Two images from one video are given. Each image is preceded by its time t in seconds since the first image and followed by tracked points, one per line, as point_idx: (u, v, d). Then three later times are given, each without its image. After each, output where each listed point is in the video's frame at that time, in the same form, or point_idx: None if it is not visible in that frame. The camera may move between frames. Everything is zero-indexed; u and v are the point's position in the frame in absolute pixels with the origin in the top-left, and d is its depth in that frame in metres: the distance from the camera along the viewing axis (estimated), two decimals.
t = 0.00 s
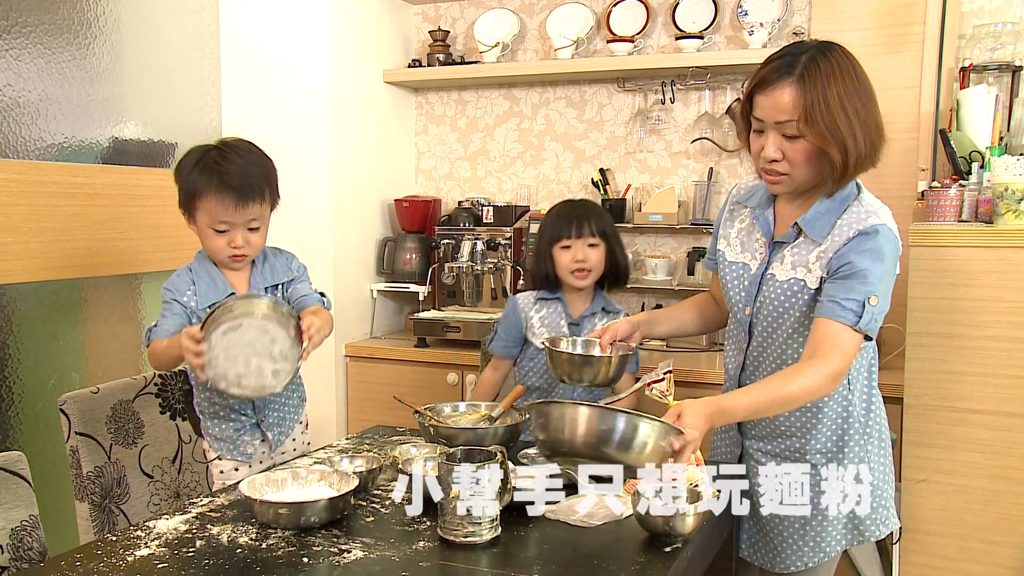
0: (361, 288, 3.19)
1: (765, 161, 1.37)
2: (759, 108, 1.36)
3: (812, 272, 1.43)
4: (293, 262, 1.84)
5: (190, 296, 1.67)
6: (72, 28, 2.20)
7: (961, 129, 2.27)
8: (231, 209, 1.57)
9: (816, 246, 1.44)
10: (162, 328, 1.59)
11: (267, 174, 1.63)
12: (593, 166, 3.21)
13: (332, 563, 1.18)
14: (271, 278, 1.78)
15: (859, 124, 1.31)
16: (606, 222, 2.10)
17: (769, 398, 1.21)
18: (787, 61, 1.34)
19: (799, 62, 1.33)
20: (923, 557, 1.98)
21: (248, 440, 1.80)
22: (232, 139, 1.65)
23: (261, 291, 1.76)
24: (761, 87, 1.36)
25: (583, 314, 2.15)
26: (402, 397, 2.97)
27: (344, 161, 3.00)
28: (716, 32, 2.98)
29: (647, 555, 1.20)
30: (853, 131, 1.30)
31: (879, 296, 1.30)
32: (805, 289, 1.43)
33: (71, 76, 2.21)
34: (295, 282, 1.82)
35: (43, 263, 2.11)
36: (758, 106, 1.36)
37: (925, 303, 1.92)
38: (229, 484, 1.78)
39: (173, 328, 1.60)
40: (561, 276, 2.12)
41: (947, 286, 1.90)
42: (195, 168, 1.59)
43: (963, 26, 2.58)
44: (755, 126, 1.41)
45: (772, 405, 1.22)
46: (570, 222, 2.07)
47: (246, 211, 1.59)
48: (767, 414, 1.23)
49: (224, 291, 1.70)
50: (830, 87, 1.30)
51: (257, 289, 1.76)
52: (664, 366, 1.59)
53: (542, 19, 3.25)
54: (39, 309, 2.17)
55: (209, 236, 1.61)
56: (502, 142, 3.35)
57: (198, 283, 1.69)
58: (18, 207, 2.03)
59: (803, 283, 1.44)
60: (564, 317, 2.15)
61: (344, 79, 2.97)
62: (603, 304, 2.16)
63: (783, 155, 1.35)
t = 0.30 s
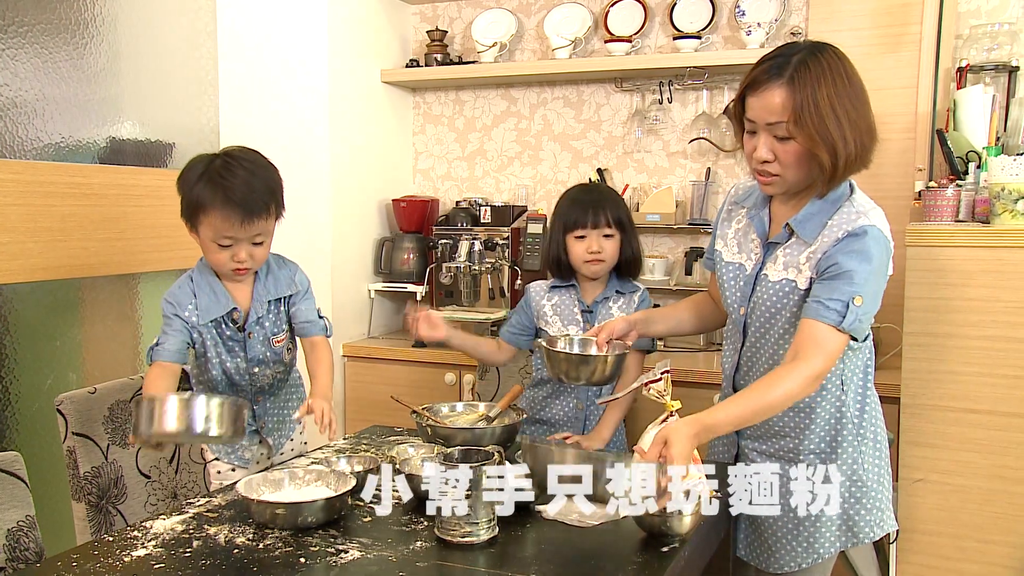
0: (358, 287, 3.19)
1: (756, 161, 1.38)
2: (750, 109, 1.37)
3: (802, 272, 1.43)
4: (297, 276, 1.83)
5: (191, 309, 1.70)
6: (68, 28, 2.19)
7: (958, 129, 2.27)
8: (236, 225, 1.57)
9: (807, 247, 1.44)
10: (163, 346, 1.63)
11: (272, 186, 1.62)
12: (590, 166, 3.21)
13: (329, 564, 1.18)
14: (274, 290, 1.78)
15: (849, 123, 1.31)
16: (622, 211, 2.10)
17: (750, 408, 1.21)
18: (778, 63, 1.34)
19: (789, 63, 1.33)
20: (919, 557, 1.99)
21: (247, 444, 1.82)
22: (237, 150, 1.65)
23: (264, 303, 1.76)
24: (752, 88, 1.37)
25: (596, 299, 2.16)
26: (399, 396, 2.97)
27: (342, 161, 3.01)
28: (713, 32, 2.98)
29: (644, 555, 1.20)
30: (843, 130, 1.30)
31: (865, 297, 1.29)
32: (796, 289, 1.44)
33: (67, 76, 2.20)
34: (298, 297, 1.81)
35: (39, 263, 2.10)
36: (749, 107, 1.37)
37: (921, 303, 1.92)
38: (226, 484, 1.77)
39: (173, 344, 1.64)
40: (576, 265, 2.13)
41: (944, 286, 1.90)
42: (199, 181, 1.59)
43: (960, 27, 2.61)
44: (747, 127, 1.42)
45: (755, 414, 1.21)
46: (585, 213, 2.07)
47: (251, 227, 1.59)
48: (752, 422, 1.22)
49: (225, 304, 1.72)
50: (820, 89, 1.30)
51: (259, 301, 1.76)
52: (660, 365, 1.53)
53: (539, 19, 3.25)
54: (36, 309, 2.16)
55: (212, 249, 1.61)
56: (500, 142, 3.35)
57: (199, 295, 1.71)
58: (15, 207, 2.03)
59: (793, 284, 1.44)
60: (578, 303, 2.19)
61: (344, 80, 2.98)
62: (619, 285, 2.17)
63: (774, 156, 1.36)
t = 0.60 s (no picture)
0: (355, 287, 3.19)
1: (738, 165, 1.39)
2: (732, 113, 1.37)
3: (784, 275, 1.44)
4: (296, 282, 1.84)
5: (195, 327, 1.66)
6: (66, 28, 2.19)
7: (955, 129, 2.27)
8: (238, 220, 1.57)
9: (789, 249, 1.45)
10: (171, 368, 1.59)
11: (270, 187, 1.64)
12: (588, 166, 3.21)
13: (327, 564, 1.18)
14: (276, 299, 1.78)
15: (828, 127, 1.31)
16: (592, 207, 2.09)
17: (726, 413, 1.21)
18: (758, 68, 1.35)
19: (769, 68, 1.34)
20: (917, 557, 1.99)
21: (246, 446, 1.83)
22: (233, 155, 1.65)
23: (267, 312, 1.76)
24: (733, 92, 1.37)
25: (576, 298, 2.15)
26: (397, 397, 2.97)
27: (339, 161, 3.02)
28: (711, 32, 2.98)
29: (642, 555, 1.20)
30: (822, 135, 1.31)
31: (839, 297, 1.28)
32: (779, 292, 1.44)
33: (65, 76, 2.20)
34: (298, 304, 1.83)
35: (37, 263, 2.11)
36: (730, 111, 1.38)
37: (919, 302, 1.93)
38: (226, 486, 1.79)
39: (180, 365, 1.60)
40: (551, 265, 2.12)
41: (942, 286, 1.90)
42: (196, 184, 1.59)
43: (957, 27, 2.61)
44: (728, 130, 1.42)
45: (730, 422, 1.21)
46: (557, 211, 2.06)
47: (253, 223, 1.60)
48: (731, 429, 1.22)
49: (230, 320, 1.69)
50: (798, 95, 1.31)
51: (262, 311, 1.75)
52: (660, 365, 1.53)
53: (537, 19, 3.25)
54: (34, 309, 2.16)
55: (210, 251, 1.60)
56: (497, 142, 3.35)
57: (201, 311, 1.67)
58: (12, 208, 2.03)
59: (776, 286, 1.45)
60: (559, 306, 2.16)
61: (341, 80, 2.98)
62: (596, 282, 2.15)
63: (755, 160, 1.37)
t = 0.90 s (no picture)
0: (355, 287, 3.19)
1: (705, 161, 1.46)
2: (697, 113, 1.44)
3: (777, 271, 1.44)
4: (297, 282, 1.88)
5: (198, 329, 1.65)
6: (66, 28, 2.19)
7: (955, 129, 2.27)
8: (234, 202, 1.59)
9: (778, 245, 1.46)
10: (176, 371, 1.56)
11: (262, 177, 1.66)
12: (588, 166, 3.21)
13: (327, 564, 1.18)
14: (275, 297, 1.80)
15: (781, 128, 1.36)
16: (556, 213, 2.09)
17: (759, 360, 1.23)
18: (723, 69, 1.41)
19: (732, 70, 1.40)
20: (917, 557, 1.99)
21: (246, 447, 1.82)
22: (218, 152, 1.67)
23: (269, 311, 1.78)
24: (697, 93, 1.44)
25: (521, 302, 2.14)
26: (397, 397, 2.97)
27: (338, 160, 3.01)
28: (711, 32, 2.98)
29: (642, 555, 1.20)
30: (774, 137, 1.36)
31: (855, 289, 1.32)
32: (771, 288, 1.45)
33: (65, 76, 2.20)
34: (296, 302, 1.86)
35: (37, 263, 2.11)
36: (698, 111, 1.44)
37: (918, 302, 1.93)
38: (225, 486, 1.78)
39: (186, 368, 1.58)
40: (512, 267, 2.13)
41: (942, 286, 1.90)
42: (187, 178, 1.62)
43: (957, 27, 2.60)
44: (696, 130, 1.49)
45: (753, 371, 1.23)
46: (521, 217, 2.08)
47: (250, 205, 1.61)
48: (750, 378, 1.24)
49: (233, 320, 1.69)
50: (755, 95, 1.36)
51: (264, 310, 1.77)
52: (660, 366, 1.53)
53: (537, 20, 3.25)
54: (34, 309, 2.16)
55: (209, 238, 1.60)
56: (497, 142, 3.35)
57: (204, 315, 1.67)
58: (12, 208, 2.03)
59: (768, 282, 1.45)
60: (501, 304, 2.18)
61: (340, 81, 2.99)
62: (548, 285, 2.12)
63: (717, 158, 1.44)
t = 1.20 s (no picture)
0: (355, 287, 3.19)
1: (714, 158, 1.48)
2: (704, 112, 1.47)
3: (781, 259, 1.46)
4: (291, 279, 1.89)
5: (200, 328, 1.65)
6: (66, 28, 2.19)
7: (955, 129, 2.26)
8: (238, 194, 1.61)
9: (783, 236, 1.48)
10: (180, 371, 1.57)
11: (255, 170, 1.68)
12: (588, 166, 3.21)
13: (327, 564, 1.18)
14: (271, 293, 1.81)
15: (784, 121, 1.38)
16: (548, 212, 2.09)
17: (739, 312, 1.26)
18: (727, 69, 1.44)
19: (734, 70, 1.42)
20: (918, 557, 1.98)
21: (246, 446, 1.82)
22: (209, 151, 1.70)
23: (266, 305, 1.79)
24: (704, 93, 1.47)
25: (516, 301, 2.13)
26: (396, 397, 2.97)
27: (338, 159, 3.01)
28: (711, 32, 2.98)
29: (642, 555, 1.20)
30: (777, 130, 1.38)
31: (852, 268, 1.32)
32: (773, 276, 1.47)
33: (65, 76, 2.20)
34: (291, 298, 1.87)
35: (37, 263, 2.11)
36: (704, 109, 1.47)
37: (917, 302, 1.93)
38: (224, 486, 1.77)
39: (189, 368, 1.59)
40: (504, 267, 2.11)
41: (942, 286, 1.90)
42: (186, 172, 1.62)
43: (957, 27, 2.60)
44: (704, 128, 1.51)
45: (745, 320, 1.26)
46: (512, 217, 2.06)
47: (252, 198, 1.64)
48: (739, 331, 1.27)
49: (233, 316, 1.70)
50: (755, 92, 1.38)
51: (262, 305, 1.78)
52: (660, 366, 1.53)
53: (537, 20, 3.25)
54: (34, 309, 2.16)
55: (210, 230, 1.61)
56: (497, 142, 3.35)
57: (205, 313, 1.67)
58: (12, 208, 2.03)
59: (772, 271, 1.47)
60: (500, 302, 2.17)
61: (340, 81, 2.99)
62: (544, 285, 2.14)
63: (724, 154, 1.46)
